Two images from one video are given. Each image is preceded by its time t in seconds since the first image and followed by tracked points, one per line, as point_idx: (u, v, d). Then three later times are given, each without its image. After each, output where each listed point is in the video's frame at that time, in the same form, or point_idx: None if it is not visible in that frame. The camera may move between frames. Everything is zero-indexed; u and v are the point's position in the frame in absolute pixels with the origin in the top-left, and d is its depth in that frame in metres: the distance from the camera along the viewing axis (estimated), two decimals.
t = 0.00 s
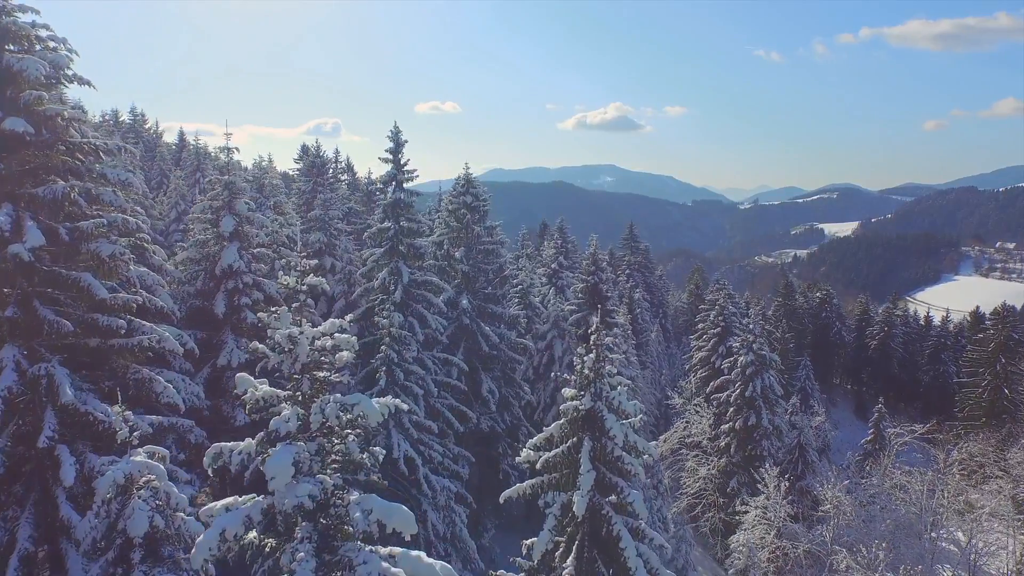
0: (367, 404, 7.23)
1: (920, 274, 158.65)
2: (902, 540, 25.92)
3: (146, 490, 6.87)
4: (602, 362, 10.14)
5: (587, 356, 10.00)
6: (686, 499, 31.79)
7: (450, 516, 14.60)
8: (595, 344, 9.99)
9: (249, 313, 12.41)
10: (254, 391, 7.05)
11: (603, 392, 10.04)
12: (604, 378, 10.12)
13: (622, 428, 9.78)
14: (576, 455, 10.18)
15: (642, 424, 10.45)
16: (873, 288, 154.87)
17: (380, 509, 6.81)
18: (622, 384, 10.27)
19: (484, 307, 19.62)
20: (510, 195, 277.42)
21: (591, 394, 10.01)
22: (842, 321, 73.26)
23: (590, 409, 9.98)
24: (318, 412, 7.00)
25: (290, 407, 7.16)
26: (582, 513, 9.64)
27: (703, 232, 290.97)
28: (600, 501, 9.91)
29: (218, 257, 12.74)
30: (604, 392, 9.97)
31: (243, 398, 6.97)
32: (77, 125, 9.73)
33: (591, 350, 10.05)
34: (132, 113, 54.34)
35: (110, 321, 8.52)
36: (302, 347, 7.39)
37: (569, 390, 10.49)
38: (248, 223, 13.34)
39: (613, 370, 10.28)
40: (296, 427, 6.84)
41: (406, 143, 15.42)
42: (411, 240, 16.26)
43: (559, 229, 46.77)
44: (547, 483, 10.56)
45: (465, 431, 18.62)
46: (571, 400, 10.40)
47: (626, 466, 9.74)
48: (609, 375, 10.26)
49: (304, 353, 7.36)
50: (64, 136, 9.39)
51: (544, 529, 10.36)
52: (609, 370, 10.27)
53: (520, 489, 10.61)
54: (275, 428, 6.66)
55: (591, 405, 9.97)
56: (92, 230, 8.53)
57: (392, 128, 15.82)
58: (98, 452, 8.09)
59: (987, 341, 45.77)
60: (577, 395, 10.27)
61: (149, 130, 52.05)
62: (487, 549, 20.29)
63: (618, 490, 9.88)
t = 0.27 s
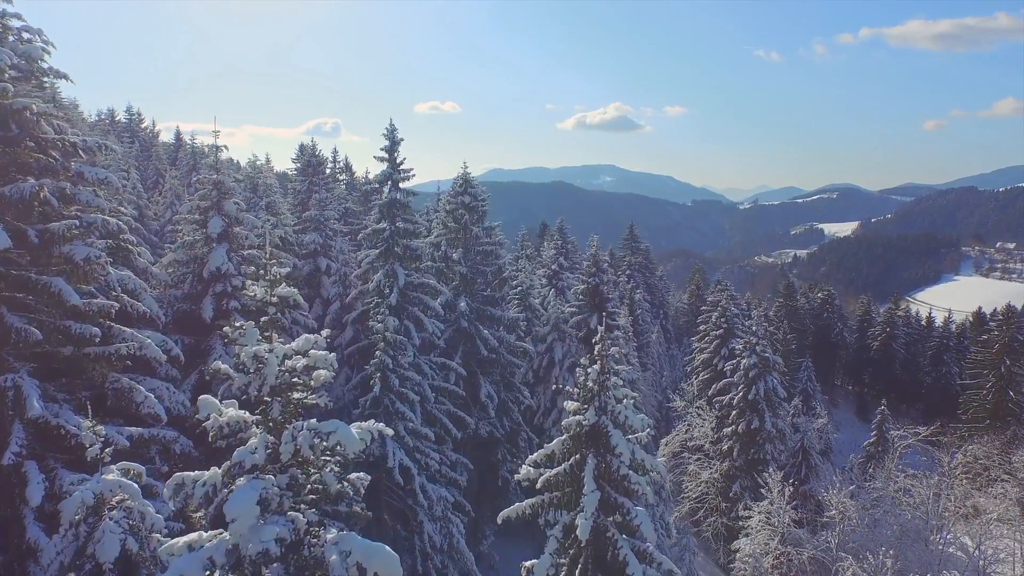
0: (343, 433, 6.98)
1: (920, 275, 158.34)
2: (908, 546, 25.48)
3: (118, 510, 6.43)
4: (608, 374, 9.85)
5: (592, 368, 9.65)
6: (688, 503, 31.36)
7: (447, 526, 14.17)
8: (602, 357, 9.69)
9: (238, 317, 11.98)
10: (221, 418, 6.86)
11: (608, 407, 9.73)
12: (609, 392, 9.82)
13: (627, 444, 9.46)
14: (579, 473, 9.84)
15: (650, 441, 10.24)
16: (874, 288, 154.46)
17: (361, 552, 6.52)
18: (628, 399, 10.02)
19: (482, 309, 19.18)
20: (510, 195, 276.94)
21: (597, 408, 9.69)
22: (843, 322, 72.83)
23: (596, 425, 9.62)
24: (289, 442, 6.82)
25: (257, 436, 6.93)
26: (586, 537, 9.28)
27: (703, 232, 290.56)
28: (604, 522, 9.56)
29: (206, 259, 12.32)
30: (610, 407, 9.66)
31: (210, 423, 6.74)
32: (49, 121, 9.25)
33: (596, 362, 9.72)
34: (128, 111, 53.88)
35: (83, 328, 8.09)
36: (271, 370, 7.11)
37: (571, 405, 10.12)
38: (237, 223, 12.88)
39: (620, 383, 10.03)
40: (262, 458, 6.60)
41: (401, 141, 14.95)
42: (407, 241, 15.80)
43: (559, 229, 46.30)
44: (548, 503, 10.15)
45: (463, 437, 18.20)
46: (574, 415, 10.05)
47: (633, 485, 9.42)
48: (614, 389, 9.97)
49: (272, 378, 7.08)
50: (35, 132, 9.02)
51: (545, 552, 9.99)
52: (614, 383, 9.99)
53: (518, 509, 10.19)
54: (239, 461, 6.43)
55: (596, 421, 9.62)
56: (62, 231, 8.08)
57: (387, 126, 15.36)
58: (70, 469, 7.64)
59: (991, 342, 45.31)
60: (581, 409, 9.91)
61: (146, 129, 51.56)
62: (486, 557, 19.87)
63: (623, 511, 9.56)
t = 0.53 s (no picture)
0: (308, 477, 6.51)
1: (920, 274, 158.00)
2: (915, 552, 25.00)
3: (81, 539, 5.96)
4: (615, 393, 10.16)
5: (599, 387, 9.95)
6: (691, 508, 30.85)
7: (443, 539, 13.67)
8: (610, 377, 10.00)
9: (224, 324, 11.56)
10: (167, 458, 6.30)
11: (615, 427, 10.09)
12: (617, 411, 10.17)
13: (634, 470, 9.88)
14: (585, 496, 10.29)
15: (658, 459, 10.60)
16: (874, 288, 153.95)
17: None
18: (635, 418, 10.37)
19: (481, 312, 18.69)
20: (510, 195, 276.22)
21: (605, 428, 10.08)
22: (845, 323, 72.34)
23: (603, 444, 10.05)
24: (244, 486, 6.41)
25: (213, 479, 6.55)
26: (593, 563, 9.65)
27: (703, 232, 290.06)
28: (610, 547, 9.97)
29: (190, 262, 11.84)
30: (618, 427, 10.03)
31: (154, 462, 6.20)
32: (15, 114, 8.68)
33: (604, 382, 10.02)
34: (123, 110, 53.31)
35: (48, 340, 7.58)
36: (224, 403, 6.73)
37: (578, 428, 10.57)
38: (224, 225, 12.34)
39: (628, 401, 10.33)
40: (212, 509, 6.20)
41: (396, 139, 14.43)
42: (403, 243, 15.29)
43: (559, 229, 45.74)
44: (553, 528, 10.59)
45: (460, 444, 17.73)
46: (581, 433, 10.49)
47: (640, 511, 9.82)
48: (621, 408, 10.30)
49: (226, 412, 6.69)
50: None
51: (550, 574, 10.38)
52: (622, 402, 10.30)
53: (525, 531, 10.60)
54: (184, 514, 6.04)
55: (603, 441, 10.05)
56: (25, 235, 7.57)
57: (382, 123, 14.83)
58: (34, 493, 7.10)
59: (996, 343, 44.81)
60: (588, 427, 10.35)
61: (141, 128, 50.89)
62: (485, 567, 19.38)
63: (628, 535, 9.97)
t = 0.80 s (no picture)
0: (260, 542, 5.42)
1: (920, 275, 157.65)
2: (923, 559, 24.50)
3: None
4: (624, 413, 9.81)
5: (607, 407, 9.59)
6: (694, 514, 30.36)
7: (440, 553, 13.14)
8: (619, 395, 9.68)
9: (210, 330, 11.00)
10: (90, 517, 5.63)
11: (624, 450, 9.69)
12: (626, 432, 9.81)
13: (647, 497, 9.46)
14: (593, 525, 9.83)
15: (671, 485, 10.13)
16: (875, 288, 153.56)
17: None
18: (645, 440, 9.99)
19: (480, 316, 18.18)
20: (509, 195, 275.87)
21: (613, 451, 9.68)
22: (847, 324, 71.87)
23: (612, 469, 9.63)
24: (183, 552, 5.51)
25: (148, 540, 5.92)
26: None
27: (703, 232, 289.71)
28: None
29: (175, 265, 11.27)
30: (627, 451, 9.63)
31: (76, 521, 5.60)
32: None
33: (612, 401, 9.67)
34: (119, 110, 52.82)
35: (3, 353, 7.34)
36: (156, 452, 6.24)
37: (584, 451, 10.14)
38: (211, 226, 11.78)
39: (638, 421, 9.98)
40: None
41: (392, 137, 13.90)
42: (399, 245, 14.77)
43: (560, 230, 45.30)
44: (558, 558, 10.05)
45: (459, 452, 17.25)
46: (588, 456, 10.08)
47: (654, 543, 9.38)
48: (630, 429, 9.93)
49: (158, 460, 6.25)
50: None
51: None
52: (631, 423, 9.95)
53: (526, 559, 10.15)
54: None
55: (611, 465, 9.64)
56: None
57: (378, 121, 14.29)
58: None
59: (1002, 345, 44.28)
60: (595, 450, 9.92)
61: (138, 128, 50.48)
62: None
63: (640, 567, 9.53)
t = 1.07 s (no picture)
0: None
1: (920, 275, 157.44)
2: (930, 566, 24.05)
3: None
4: (633, 434, 9.54)
5: (618, 428, 9.28)
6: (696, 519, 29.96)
7: (438, 566, 12.71)
8: (628, 416, 9.40)
9: (198, 335, 10.49)
10: None
11: (634, 474, 9.42)
12: (636, 454, 9.55)
13: (658, 525, 9.24)
14: (602, 552, 9.58)
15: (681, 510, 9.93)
16: (875, 289, 153.14)
17: None
18: (655, 463, 9.73)
19: (479, 319, 17.73)
20: (509, 195, 275.50)
21: (622, 475, 9.38)
22: (849, 325, 71.45)
23: (622, 495, 9.31)
24: None
25: None
26: None
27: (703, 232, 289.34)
28: None
29: (161, 268, 10.76)
30: (637, 475, 9.34)
31: None
32: None
33: (622, 422, 9.37)
34: (116, 109, 52.35)
35: None
36: (65, 519, 5.43)
37: (591, 475, 9.85)
38: (198, 227, 11.27)
39: (648, 443, 9.74)
40: None
41: (388, 135, 13.44)
42: (395, 247, 14.34)
43: (560, 230, 44.91)
44: None
45: (458, 459, 16.82)
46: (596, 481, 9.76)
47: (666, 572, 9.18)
48: (639, 451, 9.66)
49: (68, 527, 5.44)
50: None
51: None
52: (640, 445, 9.69)
53: None
54: None
55: (621, 490, 9.34)
56: None
57: (374, 119, 13.84)
58: None
59: (1006, 347, 43.82)
60: (603, 475, 9.60)
61: (135, 127, 50.08)
62: None
63: None
